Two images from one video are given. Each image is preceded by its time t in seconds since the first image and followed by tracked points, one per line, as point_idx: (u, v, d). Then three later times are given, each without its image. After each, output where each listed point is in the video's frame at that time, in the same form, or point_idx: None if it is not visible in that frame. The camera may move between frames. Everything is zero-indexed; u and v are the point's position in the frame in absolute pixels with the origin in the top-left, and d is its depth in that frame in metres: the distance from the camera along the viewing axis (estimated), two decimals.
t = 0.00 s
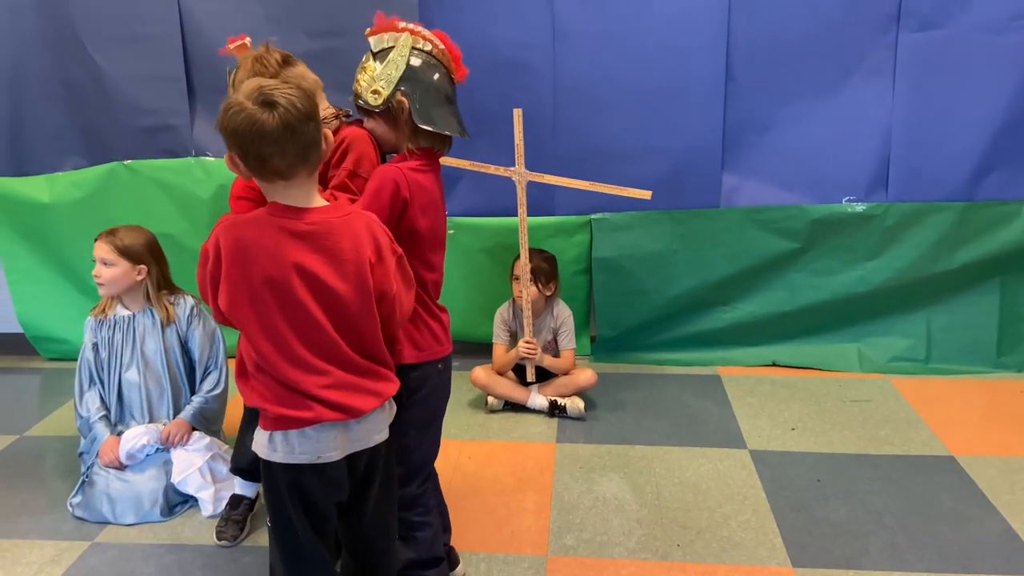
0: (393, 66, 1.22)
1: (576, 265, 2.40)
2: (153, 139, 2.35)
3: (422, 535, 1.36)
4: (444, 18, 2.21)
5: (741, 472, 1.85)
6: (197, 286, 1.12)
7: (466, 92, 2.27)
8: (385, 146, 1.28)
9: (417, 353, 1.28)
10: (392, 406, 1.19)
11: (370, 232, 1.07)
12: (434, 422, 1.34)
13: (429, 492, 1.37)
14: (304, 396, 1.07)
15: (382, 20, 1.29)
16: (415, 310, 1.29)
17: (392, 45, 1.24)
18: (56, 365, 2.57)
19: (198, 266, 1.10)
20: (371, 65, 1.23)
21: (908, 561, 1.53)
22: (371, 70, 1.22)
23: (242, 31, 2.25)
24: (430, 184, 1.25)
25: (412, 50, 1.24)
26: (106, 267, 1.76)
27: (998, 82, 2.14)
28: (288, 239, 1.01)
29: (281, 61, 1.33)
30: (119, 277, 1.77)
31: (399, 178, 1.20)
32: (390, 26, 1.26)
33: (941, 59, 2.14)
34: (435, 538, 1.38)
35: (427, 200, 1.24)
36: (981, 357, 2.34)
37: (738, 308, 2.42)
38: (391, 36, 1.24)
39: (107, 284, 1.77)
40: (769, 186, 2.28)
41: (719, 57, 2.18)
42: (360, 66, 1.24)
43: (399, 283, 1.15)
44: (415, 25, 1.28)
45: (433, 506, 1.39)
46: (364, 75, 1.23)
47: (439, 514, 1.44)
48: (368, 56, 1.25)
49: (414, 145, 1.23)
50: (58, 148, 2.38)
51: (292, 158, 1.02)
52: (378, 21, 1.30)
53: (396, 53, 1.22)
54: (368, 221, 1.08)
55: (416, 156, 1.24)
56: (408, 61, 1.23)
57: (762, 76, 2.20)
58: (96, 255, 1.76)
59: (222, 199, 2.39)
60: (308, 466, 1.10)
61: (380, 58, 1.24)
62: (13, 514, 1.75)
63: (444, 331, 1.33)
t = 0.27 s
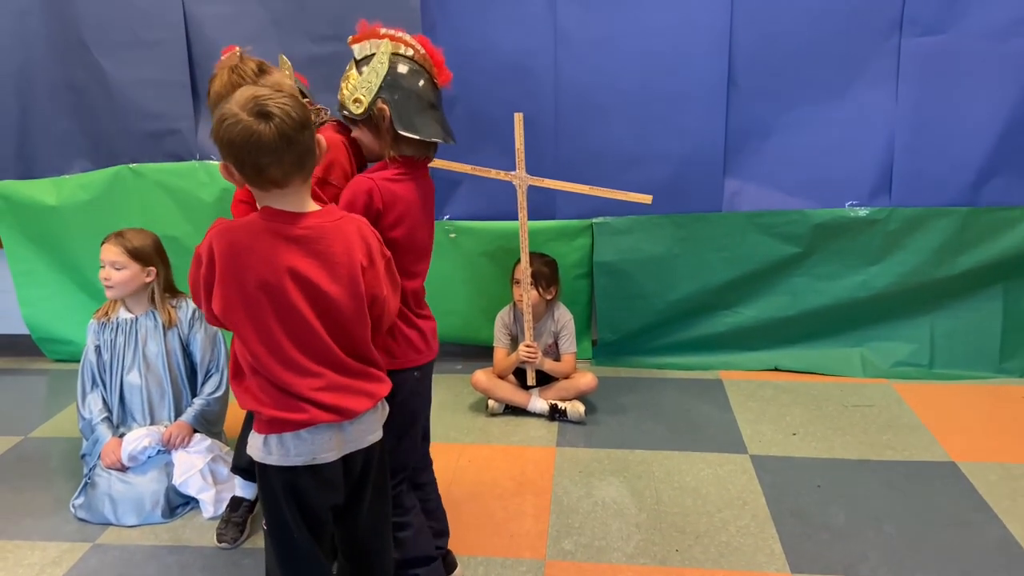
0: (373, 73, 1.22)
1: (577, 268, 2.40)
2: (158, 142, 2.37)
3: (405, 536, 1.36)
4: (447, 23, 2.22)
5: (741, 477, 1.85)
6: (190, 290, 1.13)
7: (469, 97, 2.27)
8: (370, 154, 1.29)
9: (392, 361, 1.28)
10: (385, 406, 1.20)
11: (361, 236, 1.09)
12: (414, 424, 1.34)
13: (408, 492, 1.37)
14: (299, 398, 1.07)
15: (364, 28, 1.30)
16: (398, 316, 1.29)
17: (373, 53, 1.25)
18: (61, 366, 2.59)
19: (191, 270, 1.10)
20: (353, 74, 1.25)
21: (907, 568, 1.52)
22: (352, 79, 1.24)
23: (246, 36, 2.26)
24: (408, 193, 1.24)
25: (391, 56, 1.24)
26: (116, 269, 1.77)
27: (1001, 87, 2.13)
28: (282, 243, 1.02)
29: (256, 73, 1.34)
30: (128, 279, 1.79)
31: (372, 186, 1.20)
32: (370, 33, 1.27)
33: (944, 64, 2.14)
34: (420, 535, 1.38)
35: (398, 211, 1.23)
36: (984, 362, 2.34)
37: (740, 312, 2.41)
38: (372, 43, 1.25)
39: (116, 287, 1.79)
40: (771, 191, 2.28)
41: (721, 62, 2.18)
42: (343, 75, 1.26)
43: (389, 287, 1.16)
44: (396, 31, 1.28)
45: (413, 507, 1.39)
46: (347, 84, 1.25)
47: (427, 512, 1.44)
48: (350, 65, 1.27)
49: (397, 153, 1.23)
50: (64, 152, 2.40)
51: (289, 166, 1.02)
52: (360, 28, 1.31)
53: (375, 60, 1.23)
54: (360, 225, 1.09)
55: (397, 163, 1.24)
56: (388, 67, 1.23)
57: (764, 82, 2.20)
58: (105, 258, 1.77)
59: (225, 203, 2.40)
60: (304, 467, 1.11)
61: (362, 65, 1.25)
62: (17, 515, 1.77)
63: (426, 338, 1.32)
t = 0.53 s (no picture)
0: (342, 87, 1.20)
1: (576, 273, 2.40)
2: (158, 146, 2.38)
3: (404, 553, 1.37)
4: (446, 28, 2.22)
5: (738, 482, 1.84)
6: (184, 293, 1.12)
7: (468, 102, 2.28)
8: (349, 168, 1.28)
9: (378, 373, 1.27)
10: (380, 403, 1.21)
11: (359, 239, 1.09)
12: (406, 441, 1.35)
13: (408, 508, 1.39)
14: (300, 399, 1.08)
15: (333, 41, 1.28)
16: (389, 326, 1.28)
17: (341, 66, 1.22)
18: (61, 369, 2.59)
19: (186, 273, 1.10)
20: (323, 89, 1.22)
21: None
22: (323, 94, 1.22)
23: (247, 40, 2.27)
24: (384, 204, 1.22)
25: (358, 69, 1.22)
26: (131, 273, 1.80)
27: (1001, 93, 2.13)
28: (282, 246, 1.02)
29: (229, 76, 1.34)
30: (142, 282, 1.82)
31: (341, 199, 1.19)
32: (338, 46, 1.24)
33: (943, 70, 2.14)
34: (418, 555, 1.39)
35: (375, 226, 1.21)
36: (984, 368, 2.33)
37: (739, 317, 2.41)
38: (340, 57, 1.23)
39: (133, 290, 1.81)
40: (770, 196, 2.28)
41: (719, 68, 2.18)
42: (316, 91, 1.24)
43: (384, 291, 1.16)
44: (364, 41, 1.25)
45: (413, 523, 1.40)
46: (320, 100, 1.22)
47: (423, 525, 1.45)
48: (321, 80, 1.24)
49: (372, 166, 1.22)
50: (65, 155, 2.41)
51: (292, 166, 1.03)
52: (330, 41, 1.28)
53: (343, 74, 1.20)
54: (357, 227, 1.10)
55: (371, 177, 1.22)
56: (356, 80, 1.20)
57: (762, 87, 2.20)
58: (121, 261, 1.79)
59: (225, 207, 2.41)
60: (305, 464, 1.11)
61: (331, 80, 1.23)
62: (15, 519, 1.77)
63: (414, 349, 1.32)
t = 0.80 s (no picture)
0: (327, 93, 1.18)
1: (573, 277, 2.40)
2: (155, 149, 2.37)
3: (403, 559, 1.38)
4: (443, 32, 2.23)
5: (734, 486, 1.84)
6: (170, 304, 1.12)
7: (465, 105, 2.28)
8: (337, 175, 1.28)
9: (373, 379, 1.27)
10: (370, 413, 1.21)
11: (345, 244, 1.09)
12: (399, 448, 1.35)
13: (405, 514, 1.39)
14: (289, 409, 1.07)
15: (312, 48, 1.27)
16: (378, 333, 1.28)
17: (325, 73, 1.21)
18: (57, 373, 2.59)
19: (173, 284, 1.10)
20: (306, 95, 1.20)
21: None
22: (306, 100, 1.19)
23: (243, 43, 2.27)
24: (379, 211, 1.23)
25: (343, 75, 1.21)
26: (131, 276, 1.81)
27: (997, 97, 2.13)
28: (267, 253, 1.02)
29: (212, 77, 1.34)
30: (143, 284, 1.84)
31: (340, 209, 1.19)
32: (319, 52, 1.23)
33: (939, 74, 2.14)
34: (416, 560, 1.39)
35: (374, 233, 1.22)
36: (980, 372, 2.33)
37: (736, 321, 2.41)
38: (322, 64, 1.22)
39: (134, 293, 1.82)
40: (767, 200, 2.28)
41: (716, 72, 2.19)
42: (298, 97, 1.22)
43: (373, 297, 1.17)
44: (346, 47, 1.24)
45: (412, 529, 1.40)
46: (303, 107, 1.20)
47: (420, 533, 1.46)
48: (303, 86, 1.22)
49: (363, 173, 1.23)
50: (61, 158, 2.41)
51: (272, 170, 1.03)
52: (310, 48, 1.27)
53: (327, 80, 1.19)
54: (343, 234, 1.10)
55: (362, 185, 1.23)
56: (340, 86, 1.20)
57: (759, 90, 2.20)
58: (121, 266, 1.79)
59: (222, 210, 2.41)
60: (291, 477, 1.11)
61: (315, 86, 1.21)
62: (9, 522, 1.77)
63: (408, 354, 1.33)
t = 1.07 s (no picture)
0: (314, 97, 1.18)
1: (568, 280, 2.40)
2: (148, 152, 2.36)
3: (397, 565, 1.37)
4: (438, 35, 2.22)
5: (729, 490, 1.84)
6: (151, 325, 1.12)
7: (460, 109, 2.28)
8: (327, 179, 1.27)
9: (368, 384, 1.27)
10: (365, 433, 1.19)
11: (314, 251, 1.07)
12: (393, 455, 1.34)
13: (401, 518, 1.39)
14: (265, 427, 1.06)
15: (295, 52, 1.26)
16: (365, 338, 1.26)
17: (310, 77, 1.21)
18: (50, 377, 2.58)
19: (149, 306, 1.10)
20: (292, 100, 1.20)
21: None
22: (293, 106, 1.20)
23: (237, 46, 2.26)
24: (373, 211, 1.23)
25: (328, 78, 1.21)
26: (128, 280, 1.81)
27: (990, 101, 2.14)
28: (228, 268, 1.00)
29: (202, 72, 1.34)
30: (139, 288, 1.83)
31: (337, 209, 1.18)
32: (302, 56, 1.23)
33: (933, 78, 2.14)
34: (412, 565, 1.39)
35: (369, 233, 1.22)
36: (974, 375, 2.34)
37: (731, 324, 2.41)
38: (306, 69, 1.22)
39: (131, 297, 1.82)
40: (761, 204, 2.28)
41: (711, 76, 2.19)
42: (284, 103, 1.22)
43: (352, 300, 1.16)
44: (330, 49, 1.24)
45: (407, 534, 1.40)
46: (290, 112, 1.20)
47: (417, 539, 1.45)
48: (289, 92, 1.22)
49: (353, 175, 1.22)
50: (53, 162, 2.39)
51: (228, 185, 1.01)
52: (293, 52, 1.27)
53: (313, 83, 1.19)
54: (313, 240, 1.08)
55: (354, 187, 1.22)
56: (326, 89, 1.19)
57: (753, 94, 2.21)
58: (116, 271, 1.79)
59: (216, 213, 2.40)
60: (275, 501, 1.10)
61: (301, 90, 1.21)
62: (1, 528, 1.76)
63: (402, 358, 1.33)
